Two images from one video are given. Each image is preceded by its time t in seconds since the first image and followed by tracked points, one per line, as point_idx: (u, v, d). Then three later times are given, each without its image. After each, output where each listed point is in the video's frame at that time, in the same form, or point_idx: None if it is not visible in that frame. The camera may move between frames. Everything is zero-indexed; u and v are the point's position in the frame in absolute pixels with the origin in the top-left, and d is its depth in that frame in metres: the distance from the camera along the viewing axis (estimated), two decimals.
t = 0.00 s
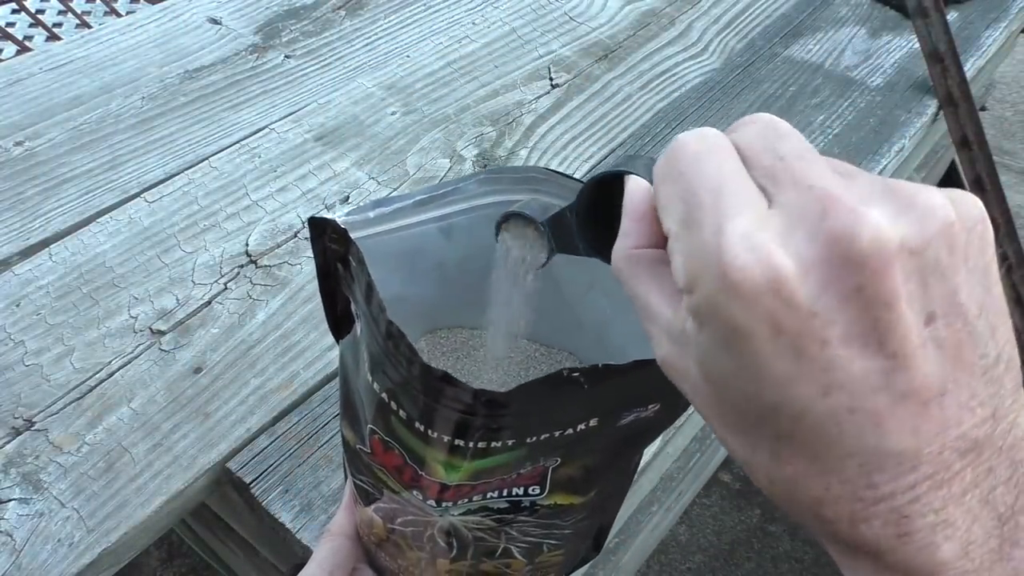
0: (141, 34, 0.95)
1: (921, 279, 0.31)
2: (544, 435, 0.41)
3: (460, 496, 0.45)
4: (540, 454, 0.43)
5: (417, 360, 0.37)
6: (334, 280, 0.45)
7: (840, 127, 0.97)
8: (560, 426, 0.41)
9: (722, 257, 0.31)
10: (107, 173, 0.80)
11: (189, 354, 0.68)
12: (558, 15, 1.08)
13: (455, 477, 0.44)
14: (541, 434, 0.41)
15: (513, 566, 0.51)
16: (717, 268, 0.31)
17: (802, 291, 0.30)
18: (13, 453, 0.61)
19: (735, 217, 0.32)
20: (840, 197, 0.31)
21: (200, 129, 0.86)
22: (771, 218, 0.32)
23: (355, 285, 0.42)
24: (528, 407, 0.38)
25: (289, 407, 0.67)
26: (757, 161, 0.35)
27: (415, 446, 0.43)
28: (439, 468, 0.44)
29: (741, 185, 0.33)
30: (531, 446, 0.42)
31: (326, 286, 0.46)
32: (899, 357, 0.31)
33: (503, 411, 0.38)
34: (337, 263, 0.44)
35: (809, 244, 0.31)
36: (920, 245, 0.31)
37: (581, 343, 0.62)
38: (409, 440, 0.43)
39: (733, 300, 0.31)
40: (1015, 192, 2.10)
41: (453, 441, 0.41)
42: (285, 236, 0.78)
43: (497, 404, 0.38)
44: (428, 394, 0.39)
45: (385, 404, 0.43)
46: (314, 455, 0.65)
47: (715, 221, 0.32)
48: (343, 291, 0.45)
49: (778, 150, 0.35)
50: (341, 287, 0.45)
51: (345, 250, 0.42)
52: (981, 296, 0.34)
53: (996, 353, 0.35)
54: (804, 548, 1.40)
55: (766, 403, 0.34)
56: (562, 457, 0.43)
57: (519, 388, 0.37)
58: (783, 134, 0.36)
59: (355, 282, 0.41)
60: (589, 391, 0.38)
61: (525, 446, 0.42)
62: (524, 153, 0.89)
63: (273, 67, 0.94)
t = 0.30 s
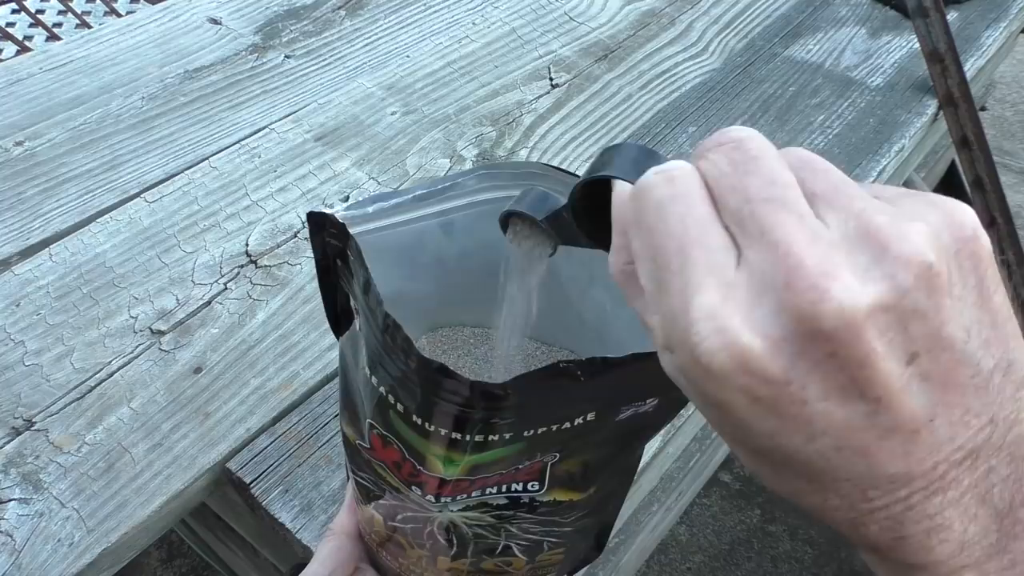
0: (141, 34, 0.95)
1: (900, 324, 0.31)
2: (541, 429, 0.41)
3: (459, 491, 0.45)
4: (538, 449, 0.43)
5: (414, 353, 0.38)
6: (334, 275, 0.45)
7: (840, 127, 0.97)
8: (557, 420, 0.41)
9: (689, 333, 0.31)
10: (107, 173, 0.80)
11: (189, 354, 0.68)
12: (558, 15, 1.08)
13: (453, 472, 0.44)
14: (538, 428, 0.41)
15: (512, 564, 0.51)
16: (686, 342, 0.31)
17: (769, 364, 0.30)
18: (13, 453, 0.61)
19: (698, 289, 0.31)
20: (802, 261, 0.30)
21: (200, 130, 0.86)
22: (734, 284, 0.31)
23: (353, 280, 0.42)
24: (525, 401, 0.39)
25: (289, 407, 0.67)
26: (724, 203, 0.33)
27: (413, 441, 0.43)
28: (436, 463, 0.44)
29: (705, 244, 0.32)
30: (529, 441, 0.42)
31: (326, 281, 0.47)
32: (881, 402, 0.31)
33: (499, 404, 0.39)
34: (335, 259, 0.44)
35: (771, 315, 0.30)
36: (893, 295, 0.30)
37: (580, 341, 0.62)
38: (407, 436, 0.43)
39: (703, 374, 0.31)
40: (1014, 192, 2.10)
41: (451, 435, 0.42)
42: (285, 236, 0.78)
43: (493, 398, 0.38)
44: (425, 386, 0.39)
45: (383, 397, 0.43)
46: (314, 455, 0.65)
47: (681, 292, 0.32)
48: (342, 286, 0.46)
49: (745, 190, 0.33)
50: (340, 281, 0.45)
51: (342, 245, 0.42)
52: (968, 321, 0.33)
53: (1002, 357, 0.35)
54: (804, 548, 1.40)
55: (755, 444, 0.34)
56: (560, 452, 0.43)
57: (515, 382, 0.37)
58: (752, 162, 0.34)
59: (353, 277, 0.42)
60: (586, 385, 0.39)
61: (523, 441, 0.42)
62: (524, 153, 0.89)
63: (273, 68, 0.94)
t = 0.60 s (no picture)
0: (141, 34, 0.95)
1: (883, 348, 0.31)
2: (537, 421, 0.41)
3: (456, 485, 0.45)
4: (535, 443, 0.43)
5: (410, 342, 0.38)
6: (332, 269, 0.46)
7: (840, 126, 0.97)
8: (554, 412, 0.41)
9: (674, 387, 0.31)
10: (107, 173, 0.80)
11: (189, 354, 0.68)
12: (558, 15, 1.08)
13: (449, 465, 0.44)
14: (534, 420, 0.41)
15: (511, 561, 0.51)
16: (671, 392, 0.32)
17: (754, 408, 0.31)
18: (13, 453, 0.61)
19: (675, 341, 0.31)
20: (774, 304, 0.30)
21: (199, 130, 0.86)
22: (708, 332, 0.31)
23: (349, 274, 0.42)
24: (520, 391, 0.39)
25: (289, 407, 0.67)
26: (686, 235, 0.33)
27: (409, 434, 0.43)
28: (433, 456, 0.44)
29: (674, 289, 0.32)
30: (525, 434, 0.42)
31: (323, 275, 0.47)
32: (874, 422, 0.31)
33: (495, 395, 0.39)
34: (332, 252, 0.44)
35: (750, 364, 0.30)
36: (871, 326, 0.30)
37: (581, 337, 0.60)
38: (403, 428, 0.43)
39: (691, 423, 0.32)
40: (1014, 192, 2.10)
41: (447, 427, 0.42)
42: (285, 236, 0.78)
43: (489, 388, 0.38)
44: (421, 377, 0.39)
45: (380, 389, 0.43)
46: (314, 455, 0.65)
47: (658, 344, 0.32)
48: (341, 279, 0.46)
49: (705, 224, 0.32)
50: (338, 274, 0.46)
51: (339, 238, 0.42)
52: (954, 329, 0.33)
53: (1000, 353, 0.35)
54: (804, 548, 1.40)
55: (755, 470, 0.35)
56: (557, 446, 0.43)
57: (510, 371, 0.37)
58: (710, 185, 0.32)
59: (350, 269, 0.42)
60: (581, 376, 0.39)
61: (519, 433, 0.42)
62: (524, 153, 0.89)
63: (273, 68, 0.94)
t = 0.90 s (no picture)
0: (141, 34, 0.95)
1: (878, 355, 0.31)
2: (535, 418, 0.41)
3: (454, 483, 0.45)
4: (532, 440, 0.43)
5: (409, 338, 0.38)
6: (332, 267, 0.46)
7: (840, 126, 0.97)
8: (552, 409, 0.41)
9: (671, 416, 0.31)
10: (107, 173, 0.80)
11: (189, 354, 0.68)
12: (558, 15, 1.08)
13: (447, 462, 0.44)
14: (532, 416, 0.41)
15: (508, 560, 0.51)
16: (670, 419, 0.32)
17: (753, 429, 0.31)
18: (13, 453, 0.61)
19: (665, 374, 0.31)
20: (763, 330, 0.29)
21: (199, 130, 0.86)
22: (695, 358, 0.30)
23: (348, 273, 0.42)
24: (518, 387, 0.39)
25: (289, 407, 0.67)
26: (662, 260, 0.31)
27: (407, 430, 0.43)
28: (431, 452, 0.44)
29: (655, 319, 0.31)
30: (523, 430, 0.42)
31: (322, 274, 0.47)
32: (876, 424, 0.32)
33: (494, 390, 0.39)
34: (331, 250, 0.44)
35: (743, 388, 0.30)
36: (862, 337, 0.30)
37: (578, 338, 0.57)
38: (401, 425, 0.43)
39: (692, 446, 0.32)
40: (1014, 192, 2.10)
41: (445, 424, 0.42)
42: (285, 236, 0.78)
43: (487, 384, 0.38)
44: (420, 373, 0.39)
45: (379, 386, 0.43)
46: (314, 455, 0.65)
47: (649, 375, 0.31)
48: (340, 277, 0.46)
49: (677, 252, 0.31)
50: (337, 272, 0.46)
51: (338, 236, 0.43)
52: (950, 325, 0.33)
53: (997, 341, 0.35)
54: (804, 548, 1.40)
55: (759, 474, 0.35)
56: (555, 443, 0.43)
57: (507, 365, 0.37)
58: (677, 208, 0.31)
59: (349, 267, 0.42)
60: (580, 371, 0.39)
61: (517, 430, 0.42)
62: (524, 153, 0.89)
63: (273, 68, 0.94)
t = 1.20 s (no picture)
0: (141, 34, 0.95)
1: (896, 298, 0.28)
2: (539, 412, 0.41)
3: (459, 477, 0.45)
4: (537, 434, 0.43)
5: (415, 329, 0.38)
6: (337, 264, 0.46)
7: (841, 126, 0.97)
8: (556, 403, 0.41)
9: (687, 334, 0.28)
10: (107, 173, 0.80)
11: (189, 354, 0.68)
12: (558, 15, 1.08)
13: (452, 456, 0.44)
14: (537, 410, 0.41)
15: (512, 557, 0.51)
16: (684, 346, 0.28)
17: (766, 352, 0.27)
18: (13, 453, 0.61)
19: (685, 286, 0.28)
20: (781, 243, 0.27)
21: (199, 130, 0.86)
22: (709, 274, 0.28)
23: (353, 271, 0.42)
24: (523, 380, 0.39)
25: (289, 407, 0.67)
26: (682, 194, 0.30)
27: (412, 424, 0.43)
28: (436, 446, 0.44)
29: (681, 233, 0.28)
30: (528, 423, 0.42)
31: (328, 272, 0.47)
32: (885, 376, 0.28)
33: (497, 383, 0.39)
34: (336, 249, 0.44)
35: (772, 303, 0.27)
36: (883, 268, 0.28)
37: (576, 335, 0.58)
38: (406, 418, 0.43)
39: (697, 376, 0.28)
40: (1014, 192, 2.10)
41: (450, 417, 0.42)
42: (285, 236, 0.78)
43: (492, 376, 0.38)
44: (426, 366, 0.39)
45: (384, 381, 0.43)
46: (314, 455, 0.65)
47: (666, 293, 0.28)
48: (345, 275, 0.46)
49: (703, 180, 0.29)
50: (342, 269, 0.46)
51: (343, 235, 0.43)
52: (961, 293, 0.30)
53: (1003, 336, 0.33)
54: (804, 548, 1.40)
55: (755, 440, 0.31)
56: (559, 438, 0.43)
57: (512, 358, 0.37)
58: (704, 144, 0.30)
59: (354, 265, 0.42)
60: (584, 365, 0.39)
61: (521, 423, 0.42)
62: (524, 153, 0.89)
63: (273, 68, 0.94)
